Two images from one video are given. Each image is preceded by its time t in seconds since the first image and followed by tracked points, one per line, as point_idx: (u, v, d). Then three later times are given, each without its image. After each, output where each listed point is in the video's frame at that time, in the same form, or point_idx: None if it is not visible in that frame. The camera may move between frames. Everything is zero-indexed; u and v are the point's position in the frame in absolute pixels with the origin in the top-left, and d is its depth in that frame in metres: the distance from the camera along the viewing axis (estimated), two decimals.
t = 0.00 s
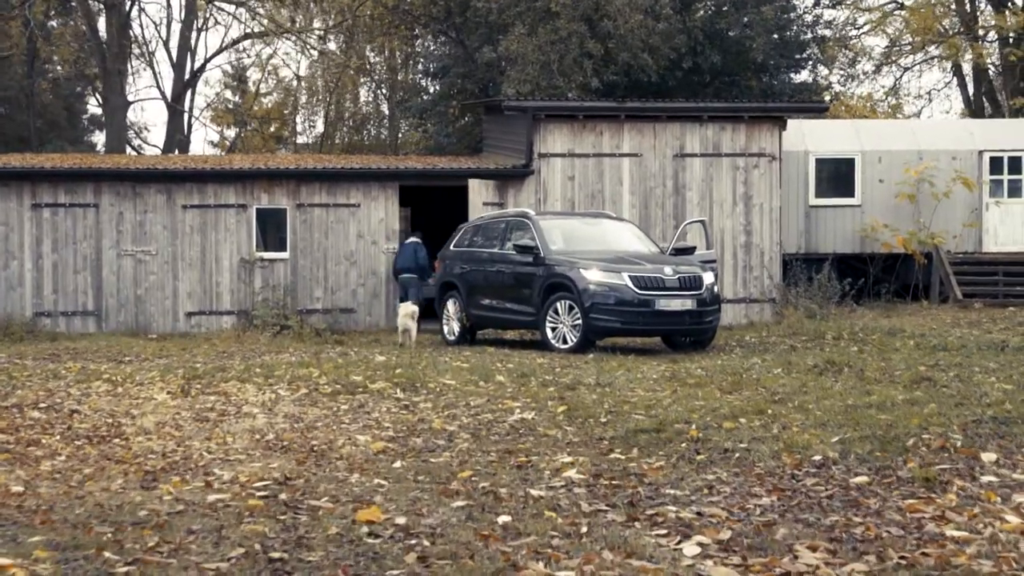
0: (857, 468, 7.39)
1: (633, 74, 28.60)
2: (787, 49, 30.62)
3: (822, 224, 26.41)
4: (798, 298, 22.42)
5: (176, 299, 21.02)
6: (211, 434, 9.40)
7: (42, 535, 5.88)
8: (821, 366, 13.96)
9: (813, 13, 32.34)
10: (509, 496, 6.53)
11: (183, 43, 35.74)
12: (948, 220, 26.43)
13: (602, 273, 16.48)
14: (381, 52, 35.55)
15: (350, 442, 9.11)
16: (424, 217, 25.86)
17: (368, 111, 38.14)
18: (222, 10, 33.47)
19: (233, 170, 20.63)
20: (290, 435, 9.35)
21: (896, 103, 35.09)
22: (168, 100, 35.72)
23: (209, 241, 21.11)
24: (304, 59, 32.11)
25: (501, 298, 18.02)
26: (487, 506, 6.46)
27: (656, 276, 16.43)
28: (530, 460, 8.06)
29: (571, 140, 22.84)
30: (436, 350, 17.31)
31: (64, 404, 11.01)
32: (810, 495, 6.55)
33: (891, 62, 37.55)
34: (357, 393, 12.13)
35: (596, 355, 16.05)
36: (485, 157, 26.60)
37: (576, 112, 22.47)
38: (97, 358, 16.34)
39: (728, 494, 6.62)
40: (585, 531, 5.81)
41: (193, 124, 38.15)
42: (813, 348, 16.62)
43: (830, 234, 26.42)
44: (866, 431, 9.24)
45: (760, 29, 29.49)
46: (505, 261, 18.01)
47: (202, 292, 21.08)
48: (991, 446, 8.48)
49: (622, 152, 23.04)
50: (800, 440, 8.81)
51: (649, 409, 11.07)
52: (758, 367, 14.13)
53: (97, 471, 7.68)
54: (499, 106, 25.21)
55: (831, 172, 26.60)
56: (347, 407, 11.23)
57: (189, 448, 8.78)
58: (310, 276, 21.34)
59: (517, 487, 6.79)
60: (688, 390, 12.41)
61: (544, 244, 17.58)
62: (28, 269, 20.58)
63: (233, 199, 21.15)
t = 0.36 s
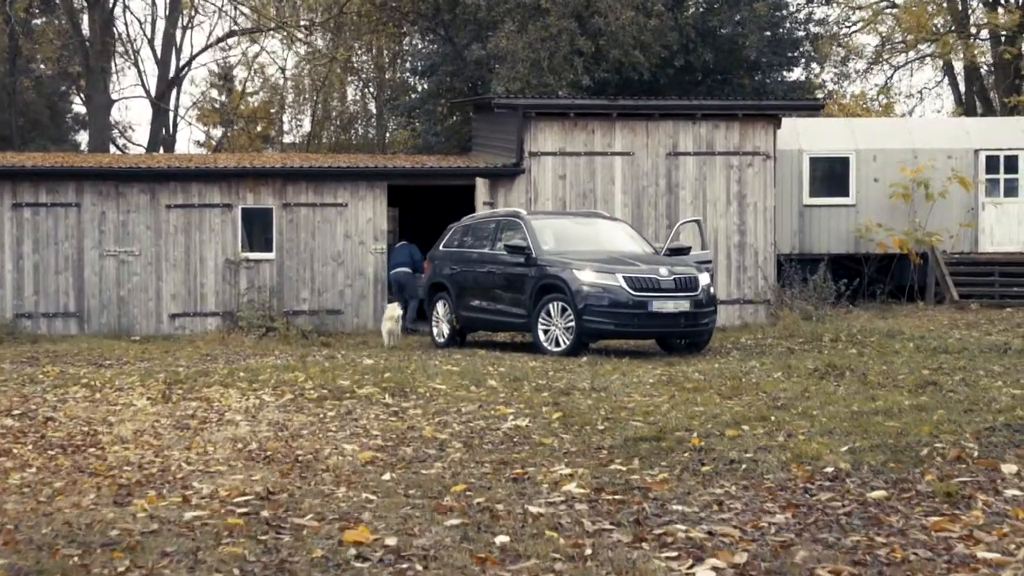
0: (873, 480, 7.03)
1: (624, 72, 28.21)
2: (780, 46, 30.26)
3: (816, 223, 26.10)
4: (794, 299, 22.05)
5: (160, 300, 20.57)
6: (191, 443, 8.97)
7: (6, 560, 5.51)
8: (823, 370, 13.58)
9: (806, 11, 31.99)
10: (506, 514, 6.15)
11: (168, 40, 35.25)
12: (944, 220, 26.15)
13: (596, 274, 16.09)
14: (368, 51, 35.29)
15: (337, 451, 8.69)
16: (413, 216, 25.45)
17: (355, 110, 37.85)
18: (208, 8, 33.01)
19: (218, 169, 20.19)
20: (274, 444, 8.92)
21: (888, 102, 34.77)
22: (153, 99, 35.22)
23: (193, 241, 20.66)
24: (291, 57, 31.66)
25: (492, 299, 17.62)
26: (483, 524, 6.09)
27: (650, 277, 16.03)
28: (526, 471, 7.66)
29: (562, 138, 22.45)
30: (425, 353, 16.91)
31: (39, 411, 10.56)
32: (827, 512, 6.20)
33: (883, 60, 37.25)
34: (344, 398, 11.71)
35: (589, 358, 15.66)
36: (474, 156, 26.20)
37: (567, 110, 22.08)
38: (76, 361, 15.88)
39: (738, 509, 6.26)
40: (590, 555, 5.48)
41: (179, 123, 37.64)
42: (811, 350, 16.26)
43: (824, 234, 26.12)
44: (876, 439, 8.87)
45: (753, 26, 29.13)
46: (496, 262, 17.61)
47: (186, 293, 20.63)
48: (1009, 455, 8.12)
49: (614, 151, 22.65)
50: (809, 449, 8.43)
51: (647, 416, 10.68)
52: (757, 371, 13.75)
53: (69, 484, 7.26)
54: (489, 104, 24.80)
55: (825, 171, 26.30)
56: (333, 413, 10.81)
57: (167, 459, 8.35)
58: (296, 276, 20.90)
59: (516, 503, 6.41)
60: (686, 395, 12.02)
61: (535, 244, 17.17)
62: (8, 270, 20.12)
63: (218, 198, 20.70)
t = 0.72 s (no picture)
0: (894, 497, 6.66)
1: (616, 70, 27.81)
2: (773, 45, 29.90)
3: (811, 225, 25.75)
4: (790, 302, 21.68)
5: (144, 302, 20.11)
6: (171, 456, 8.54)
7: None
8: (826, 376, 13.20)
9: (798, 9, 31.65)
10: (508, 539, 5.78)
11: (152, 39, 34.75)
12: (940, 221, 25.86)
13: (590, 277, 15.69)
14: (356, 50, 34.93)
15: (326, 466, 8.27)
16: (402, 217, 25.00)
17: (342, 110, 37.50)
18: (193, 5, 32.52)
19: (203, 169, 19.74)
20: (260, 457, 8.50)
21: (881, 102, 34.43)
22: (137, 98, 34.69)
23: (178, 243, 20.20)
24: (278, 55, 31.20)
25: (483, 303, 17.19)
26: (483, 550, 5.71)
27: (646, 280, 15.64)
28: (526, 489, 7.27)
29: (553, 138, 22.07)
30: (415, 358, 16.47)
31: (13, 421, 10.12)
32: (849, 535, 5.83)
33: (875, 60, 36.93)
34: (332, 408, 11.27)
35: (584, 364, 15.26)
36: (464, 156, 25.77)
37: (558, 109, 21.68)
38: (55, 367, 15.40)
39: (755, 533, 5.89)
40: None
41: (163, 123, 37.12)
42: (811, 355, 15.87)
43: (819, 236, 25.78)
44: (890, 453, 8.47)
45: (746, 24, 28.77)
46: (487, 264, 17.18)
47: (170, 296, 20.17)
48: None
49: (606, 151, 22.26)
50: (822, 462, 8.05)
51: (649, 426, 10.27)
52: (758, 377, 13.36)
53: (40, 504, 6.84)
54: (479, 103, 24.39)
55: (819, 171, 25.98)
56: (321, 423, 10.39)
57: (145, 475, 7.93)
58: (283, 279, 20.45)
59: (517, 525, 6.02)
60: (686, 403, 11.60)
61: (528, 246, 16.75)
62: None
63: (203, 199, 20.24)
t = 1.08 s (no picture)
0: (928, 519, 6.26)
1: (609, 69, 27.39)
2: (768, 44, 29.51)
3: (808, 227, 25.38)
4: (789, 304, 21.28)
5: (128, 305, 19.62)
6: (155, 472, 8.09)
7: None
8: (833, 383, 12.79)
9: (793, 8, 31.28)
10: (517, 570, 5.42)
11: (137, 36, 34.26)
12: (939, 222, 25.56)
13: (588, 280, 15.26)
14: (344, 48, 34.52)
15: (319, 483, 7.84)
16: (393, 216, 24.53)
17: (330, 110, 37.09)
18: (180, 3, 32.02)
19: (190, 169, 19.27)
20: (249, 472, 8.06)
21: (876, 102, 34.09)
22: (123, 96, 34.16)
23: (164, 244, 19.72)
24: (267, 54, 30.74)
25: (477, 306, 16.74)
26: None
27: (646, 283, 15.21)
28: (534, 508, 6.85)
29: (547, 137, 21.66)
30: (407, 363, 16.01)
31: None
32: (886, 565, 5.44)
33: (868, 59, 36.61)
34: (323, 417, 10.82)
35: (582, 369, 14.83)
36: (454, 155, 25.34)
37: (552, 108, 21.26)
38: (35, 372, 14.90)
39: (784, 563, 5.51)
40: None
41: (149, 122, 36.60)
42: (814, 360, 15.46)
43: (816, 238, 25.43)
44: (913, 467, 8.06)
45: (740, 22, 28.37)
46: (481, 266, 16.74)
47: (156, 298, 19.68)
48: None
49: (601, 151, 21.84)
50: (843, 477, 7.64)
51: (655, 437, 9.84)
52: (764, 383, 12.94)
53: (14, 529, 6.43)
54: (469, 102, 23.95)
55: (815, 173, 25.62)
56: (313, 434, 9.94)
57: (127, 493, 7.49)
58: (271, 281, 19.97)
59: (526, 554, 5.65)
60: (691, 412, 11.17)
61: (523, 248, 16.30)
62: None
63: (189, 199, 19.77)
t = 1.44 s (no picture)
0: (969, 542, 5.89)
1: (604, 67, 26.96)
2: (765, 42, 29.10)
3: (807, 227, 25.00)
4: (789, 306, 20.88)
5: (115, 307, 19.13)
6: (141, 488, 7.66)
7: None
8: (844, 389, 12.38)
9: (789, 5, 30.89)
10: None
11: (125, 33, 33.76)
12: (939, 222, 25.20)
13: (588, 282, 14.83)
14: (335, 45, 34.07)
15: (315, 498, 7.42)
16: (385, 215, 24.04)
17: (320, 108, 36.63)
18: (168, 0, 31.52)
19: (178, 168, 18.80)
20: (240, 488, 7.63)
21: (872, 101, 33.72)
22: (109, 94, 33.64)
23: (151, 245, 19.24)
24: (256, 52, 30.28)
25: (473, 309, 16.28)
26: None
27: (647, 285, 14.78)
28: (547, 529, 6.46)
29: (542, 136, 21.22)
30: (401, 367, 15.56)
31: None
32: None
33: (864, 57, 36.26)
34: (317, 426, 10.36)
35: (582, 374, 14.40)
36: (447, 155, 24.89)
37: (548, 105, 20.83)
38: (17, 378, 14.40)
39: None
40: None
41: (136, 121, 36.08)
42: (821, 364, 15.05)
43: (815, 238, 25.04)
44: (942, 481, 7.66)
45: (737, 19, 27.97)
46: (477, 268, 16.29)
47: (143, 301, 19.19)
48: None
49: (597, 149, 21.42)
50: (871, 493, 7.24)
51: (665, 448, 9.42)
52: (772, 389, 12.53)
53: None
54: (463, 100, 23.51)
55: (814, 172, 25.24)
56: (307, 444, 9.49)
57: (111, 512, 7.08)
58: (261, 283, 19.50)
59: None
60: (701, 421, 10.75)
61: (521, 250, 15.85)
62: None
63: (178, 199, 19.30)
